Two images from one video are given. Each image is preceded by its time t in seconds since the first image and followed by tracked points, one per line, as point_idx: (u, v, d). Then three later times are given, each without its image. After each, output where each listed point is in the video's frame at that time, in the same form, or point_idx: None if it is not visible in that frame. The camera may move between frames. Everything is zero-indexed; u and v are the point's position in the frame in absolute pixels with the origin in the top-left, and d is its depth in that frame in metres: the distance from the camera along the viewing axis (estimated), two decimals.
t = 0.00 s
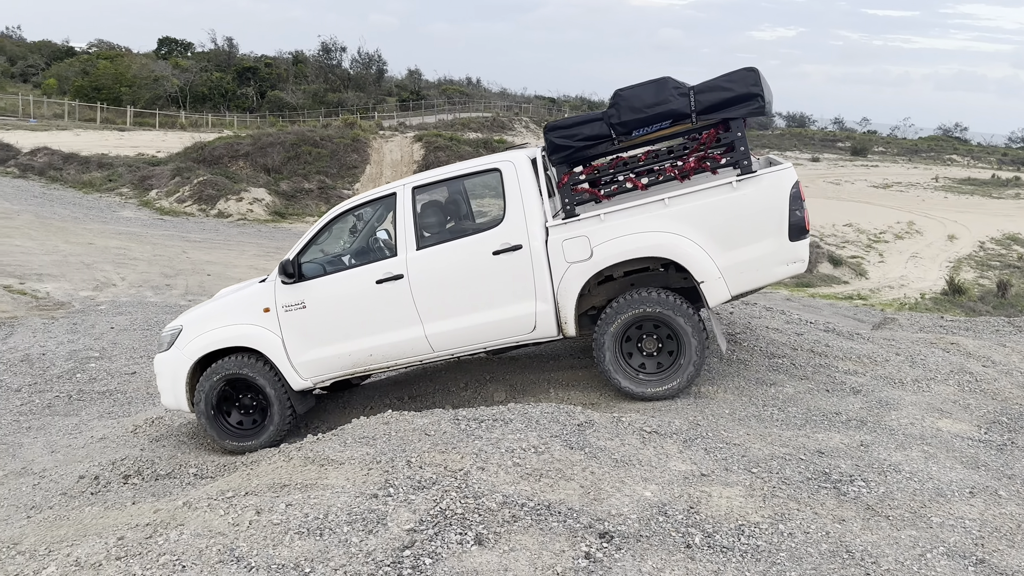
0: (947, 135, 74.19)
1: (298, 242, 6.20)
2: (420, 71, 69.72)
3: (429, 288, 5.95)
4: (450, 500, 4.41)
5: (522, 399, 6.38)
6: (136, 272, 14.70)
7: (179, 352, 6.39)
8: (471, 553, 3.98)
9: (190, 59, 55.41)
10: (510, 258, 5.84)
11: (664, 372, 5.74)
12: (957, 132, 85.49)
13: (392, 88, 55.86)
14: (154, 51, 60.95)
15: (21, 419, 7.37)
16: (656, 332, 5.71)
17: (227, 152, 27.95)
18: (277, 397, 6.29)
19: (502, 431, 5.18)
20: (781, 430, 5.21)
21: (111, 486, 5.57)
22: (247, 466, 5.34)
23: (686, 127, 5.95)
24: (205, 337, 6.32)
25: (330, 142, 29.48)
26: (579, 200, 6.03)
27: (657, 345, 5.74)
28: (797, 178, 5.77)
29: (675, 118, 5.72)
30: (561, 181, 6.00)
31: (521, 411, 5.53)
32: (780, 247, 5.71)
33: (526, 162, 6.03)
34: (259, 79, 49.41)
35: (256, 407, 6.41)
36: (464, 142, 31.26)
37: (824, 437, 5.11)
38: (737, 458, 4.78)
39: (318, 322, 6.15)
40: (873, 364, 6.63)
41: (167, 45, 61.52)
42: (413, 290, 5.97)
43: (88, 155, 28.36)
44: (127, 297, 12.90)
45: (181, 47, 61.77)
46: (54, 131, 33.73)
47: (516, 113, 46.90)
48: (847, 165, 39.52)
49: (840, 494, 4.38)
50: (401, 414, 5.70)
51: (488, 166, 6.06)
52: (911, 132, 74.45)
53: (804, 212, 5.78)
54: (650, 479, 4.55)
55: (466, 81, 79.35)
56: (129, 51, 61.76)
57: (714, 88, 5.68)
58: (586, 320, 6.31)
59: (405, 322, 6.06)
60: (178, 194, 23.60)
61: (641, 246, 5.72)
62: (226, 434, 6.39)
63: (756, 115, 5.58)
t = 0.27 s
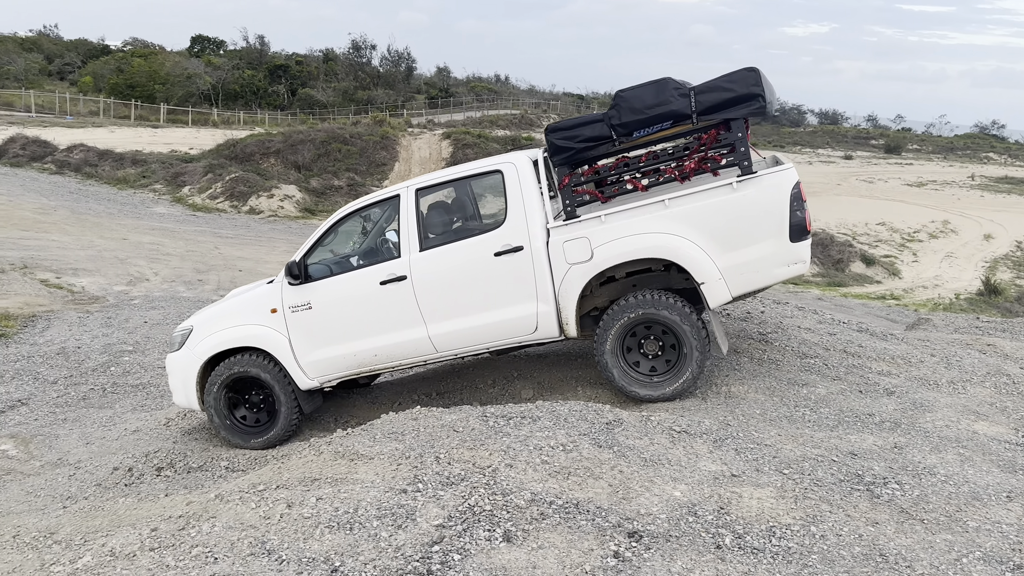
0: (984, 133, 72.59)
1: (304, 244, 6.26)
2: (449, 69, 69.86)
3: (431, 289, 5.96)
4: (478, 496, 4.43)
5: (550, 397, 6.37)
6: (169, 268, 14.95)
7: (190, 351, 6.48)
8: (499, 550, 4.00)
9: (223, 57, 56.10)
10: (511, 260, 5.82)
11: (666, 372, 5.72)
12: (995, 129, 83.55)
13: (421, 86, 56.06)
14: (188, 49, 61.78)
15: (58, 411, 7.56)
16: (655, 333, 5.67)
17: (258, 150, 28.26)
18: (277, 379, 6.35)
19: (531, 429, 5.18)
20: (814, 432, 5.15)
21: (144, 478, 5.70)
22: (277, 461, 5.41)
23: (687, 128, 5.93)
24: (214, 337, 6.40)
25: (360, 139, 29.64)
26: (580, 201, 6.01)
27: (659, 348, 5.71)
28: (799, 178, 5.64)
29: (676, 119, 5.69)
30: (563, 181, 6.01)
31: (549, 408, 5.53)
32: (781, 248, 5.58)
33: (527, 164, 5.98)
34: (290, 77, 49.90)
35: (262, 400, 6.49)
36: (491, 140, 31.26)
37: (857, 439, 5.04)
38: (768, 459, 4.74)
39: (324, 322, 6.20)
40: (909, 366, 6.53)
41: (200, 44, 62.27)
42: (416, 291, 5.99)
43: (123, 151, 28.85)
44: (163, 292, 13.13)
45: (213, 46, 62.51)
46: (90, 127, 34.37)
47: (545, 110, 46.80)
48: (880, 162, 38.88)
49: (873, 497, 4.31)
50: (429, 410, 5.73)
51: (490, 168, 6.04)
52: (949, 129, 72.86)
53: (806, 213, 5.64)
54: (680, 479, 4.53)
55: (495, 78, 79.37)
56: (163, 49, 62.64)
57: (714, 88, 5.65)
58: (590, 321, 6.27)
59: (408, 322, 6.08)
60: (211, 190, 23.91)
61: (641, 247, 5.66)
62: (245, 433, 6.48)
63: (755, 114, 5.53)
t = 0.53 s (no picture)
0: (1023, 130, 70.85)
1: (316, 242, 6.32)
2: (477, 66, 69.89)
3: (438, 287, 5.97)
4: (507, 493, 4.47)
5: (579, 394, 6.36)
6: (201, 263, 15.17)
7: (204, 346, 6.56)
8: (528, 546, 4.03)
9: (254, 55, 56.72)
10: (516, 258, 5.80)
11: (674, 372, 5.71)
12: None
13: (448, 84, 56.20)
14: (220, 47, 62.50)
15: (93, 403, 7.73)
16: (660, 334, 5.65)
17: (289, 146, 28.42)
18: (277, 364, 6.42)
19: (560, 426, 5.18)
20: (846, 432, 5.09)
21: (177, 470, 5.83)
22: (308, 455, 5.49)
23: (692, 127, 5.85)
24: (229, 333, 6.48)
25: (388, 137, 29.76)
26: (585, 201, 5.96)
27: (663, 348, 5.70)
28: (804, 178, 5.53)
29: (681, 118, 5.62)
30: (568, 181, 5.97)
31: (577, 406, 5.52)
32: (785, 249, 5.48)
33: (535, 163, 5.96)
34: (320, 74, 50.23)
35: (271, 394, 6.55)
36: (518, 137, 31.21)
37: (891, 439, 4.97)
38: (800, 459, 4.70)
39: (333, 320, 6.25)
40: (945, 368, 6.43)
41: (230, 41, 62.80)
42: (423, 289, 6.00)
43: (156, 148, 29.31)
44: (197, 287, 13.33)
45: (244, 44, 63.11)
46: (125, 125, 34.94)
47: (574, 108, 46.62)
48: (914, 159, 38.17)
49: (907, 498, 4.25)
50: (457, 406, 5.76)
51: (496, 167, 6.01)
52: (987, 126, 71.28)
53: (810, 213, 5.53)
54: (711, 478, 4.51)
55: (523, 76, 79.30)
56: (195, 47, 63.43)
57: (719, 88, 5.57)
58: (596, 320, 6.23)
59: (415, 320, 6.10)
60: (242, 187, 24.19)
61: (643, 247, 5.62)
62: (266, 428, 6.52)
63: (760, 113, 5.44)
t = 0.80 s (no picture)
0: None
1: (329, 238, 6.38)
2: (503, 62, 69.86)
3: (446, 282, 5.99)
4: (534, 487, 4.49)
5: (605, 391, 6.35)
6: (229, 258, 15.36)
7: (220, 339, 6.66)
8: (554, 542, 4.06)
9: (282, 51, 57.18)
10: (524, 255, 5.80)
11: (685, 368, 5.67)
12: None
13: (475, 80, 56.20)
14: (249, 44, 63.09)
15: (125, 394, 7.87)
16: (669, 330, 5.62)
17: (316, 142, 28.63)
18: (280, 352, 6.53)
19: (586, 421, 5.19)
20: (877, 431, 5.04)
21: (208, 462, 5.95)
22: (336, 447, 5.56)
23: (701, 125, 5.76)
24: (244, 327, 6.57)
25: (414, 133, 29.81)
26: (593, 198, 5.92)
27: (670, 346, 5.69)
28: (812, 176, 5.47)
29: (690, 117, 5.52)
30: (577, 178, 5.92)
31: (603, 402, 5.51)
32: (791, 246, 5.42)
33: (545, 161, 5.95)
34: (348, 70, 50.50)
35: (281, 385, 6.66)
36: (543, 132, 31.10)
37: (923, 439, 4.90)
38: (829, 458, 4.66)
39: (344, 315, 6.30)
40: (979, 368, 6.32)
41: (260, 38, 63.41)
42: (432, 284, 6.03)
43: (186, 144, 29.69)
44: (227, 282, 13.49)
45: (273, 40, 63.72)
46: (156, 121, 35.42)
47: (600, 103, 46.44)
48: (947, 155, 37.43)
49: (938, 499, 4.19)
50: (483, 401, 5.80)
51: (505, 165, 6.01)
52: None
53: (818, 211, 5.46)
54: (738, 476, 4.50)
55: (549, 71, 79.10)
56: (225, 44, 64.09)
57: (729, 86, 5.46)
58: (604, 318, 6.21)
59: (424, 316, 6.12)
60: (270, 182, 24.41)
61: (650, 245, 5.60)
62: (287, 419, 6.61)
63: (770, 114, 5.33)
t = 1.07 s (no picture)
0: None
1: (334, 235, 6.40)
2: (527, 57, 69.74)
3: (446, 282, 5.99)
4: (558, 482, 4.51)
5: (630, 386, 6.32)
6: (256, 251, 15.50)
7: (227, 333, 6.73)
8: (578, 536, 4.09)
9: (307, 46, 57.46)
10: (523, 256, 5.78)
11: (688, 363, 5.63)
12: None
13: (498, 74, 56.12)
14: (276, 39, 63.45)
15: (152, 385, 7.99)
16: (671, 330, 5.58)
17: (341, 137, 28.76)
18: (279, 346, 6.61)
19: (610, 416, 5.18)
20: (905, 429, 4.98)
21: (235, 453, 6.03)
22: (362, 439, 5.61)
23: (701, 130, 5.71)
24: (250, 321, 6.63)
25: (438, 127, 29.81)
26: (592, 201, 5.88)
27: (665, 349, 5.69)
28: (811, 182, 5.36)
29: (690, 121, 5.48)
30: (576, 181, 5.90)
31: (627, 397, 5.48)
32: (788, 253, 5.35)
33: (547, 164, 5.92)
34: (373, 65, 50.65)
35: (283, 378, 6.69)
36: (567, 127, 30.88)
37: (952, 438, 4.84)
38: (857, 456, 4.62)
39: (347, 312, 6.34)
40: (1012, 367, 6.22)
41: (286, 33, 63.85)
42: (433, 284, 6.04)
43: (212, 138, 29.96)
44: (255, 275, 13.61)
45: (300, 35, 64.15)
46: (183, 115, 35.78)
47: (624, 97, 46.22)
48: (979, 151, 36.74)
49: (968, 498, 4.13)
50: (506, 395, 5.82)
51: (506, 165, 5.99)
52: None
53: (816, 218, 5.37)
54: (764, 473, 4.47)
55: (574, 66, 78.81)
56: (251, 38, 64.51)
57: (729, 91, 5.41)
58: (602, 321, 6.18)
59: (425, 315, 6.14)
60: (296, 177, 24.56)
61: (646, 249, 5.54)
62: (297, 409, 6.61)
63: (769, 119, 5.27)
